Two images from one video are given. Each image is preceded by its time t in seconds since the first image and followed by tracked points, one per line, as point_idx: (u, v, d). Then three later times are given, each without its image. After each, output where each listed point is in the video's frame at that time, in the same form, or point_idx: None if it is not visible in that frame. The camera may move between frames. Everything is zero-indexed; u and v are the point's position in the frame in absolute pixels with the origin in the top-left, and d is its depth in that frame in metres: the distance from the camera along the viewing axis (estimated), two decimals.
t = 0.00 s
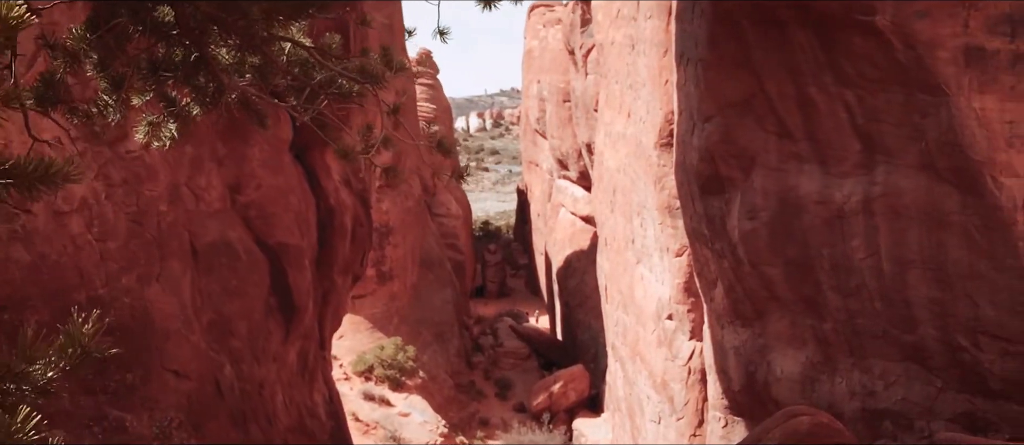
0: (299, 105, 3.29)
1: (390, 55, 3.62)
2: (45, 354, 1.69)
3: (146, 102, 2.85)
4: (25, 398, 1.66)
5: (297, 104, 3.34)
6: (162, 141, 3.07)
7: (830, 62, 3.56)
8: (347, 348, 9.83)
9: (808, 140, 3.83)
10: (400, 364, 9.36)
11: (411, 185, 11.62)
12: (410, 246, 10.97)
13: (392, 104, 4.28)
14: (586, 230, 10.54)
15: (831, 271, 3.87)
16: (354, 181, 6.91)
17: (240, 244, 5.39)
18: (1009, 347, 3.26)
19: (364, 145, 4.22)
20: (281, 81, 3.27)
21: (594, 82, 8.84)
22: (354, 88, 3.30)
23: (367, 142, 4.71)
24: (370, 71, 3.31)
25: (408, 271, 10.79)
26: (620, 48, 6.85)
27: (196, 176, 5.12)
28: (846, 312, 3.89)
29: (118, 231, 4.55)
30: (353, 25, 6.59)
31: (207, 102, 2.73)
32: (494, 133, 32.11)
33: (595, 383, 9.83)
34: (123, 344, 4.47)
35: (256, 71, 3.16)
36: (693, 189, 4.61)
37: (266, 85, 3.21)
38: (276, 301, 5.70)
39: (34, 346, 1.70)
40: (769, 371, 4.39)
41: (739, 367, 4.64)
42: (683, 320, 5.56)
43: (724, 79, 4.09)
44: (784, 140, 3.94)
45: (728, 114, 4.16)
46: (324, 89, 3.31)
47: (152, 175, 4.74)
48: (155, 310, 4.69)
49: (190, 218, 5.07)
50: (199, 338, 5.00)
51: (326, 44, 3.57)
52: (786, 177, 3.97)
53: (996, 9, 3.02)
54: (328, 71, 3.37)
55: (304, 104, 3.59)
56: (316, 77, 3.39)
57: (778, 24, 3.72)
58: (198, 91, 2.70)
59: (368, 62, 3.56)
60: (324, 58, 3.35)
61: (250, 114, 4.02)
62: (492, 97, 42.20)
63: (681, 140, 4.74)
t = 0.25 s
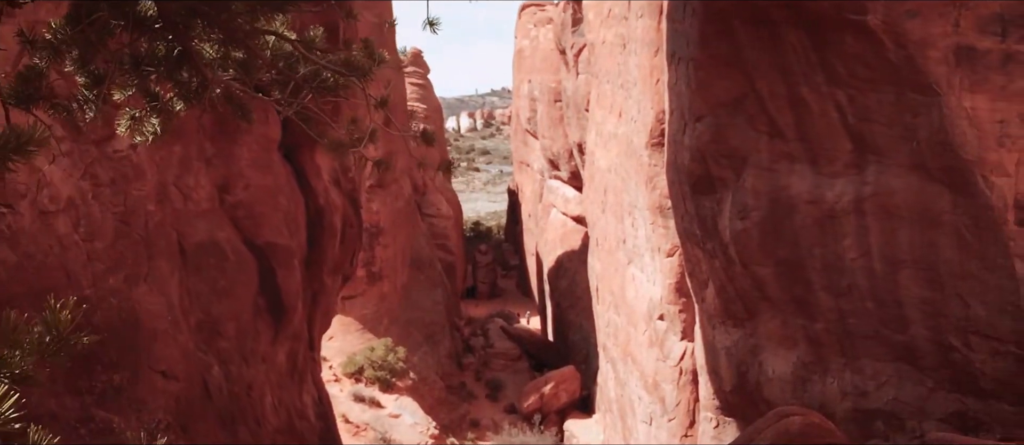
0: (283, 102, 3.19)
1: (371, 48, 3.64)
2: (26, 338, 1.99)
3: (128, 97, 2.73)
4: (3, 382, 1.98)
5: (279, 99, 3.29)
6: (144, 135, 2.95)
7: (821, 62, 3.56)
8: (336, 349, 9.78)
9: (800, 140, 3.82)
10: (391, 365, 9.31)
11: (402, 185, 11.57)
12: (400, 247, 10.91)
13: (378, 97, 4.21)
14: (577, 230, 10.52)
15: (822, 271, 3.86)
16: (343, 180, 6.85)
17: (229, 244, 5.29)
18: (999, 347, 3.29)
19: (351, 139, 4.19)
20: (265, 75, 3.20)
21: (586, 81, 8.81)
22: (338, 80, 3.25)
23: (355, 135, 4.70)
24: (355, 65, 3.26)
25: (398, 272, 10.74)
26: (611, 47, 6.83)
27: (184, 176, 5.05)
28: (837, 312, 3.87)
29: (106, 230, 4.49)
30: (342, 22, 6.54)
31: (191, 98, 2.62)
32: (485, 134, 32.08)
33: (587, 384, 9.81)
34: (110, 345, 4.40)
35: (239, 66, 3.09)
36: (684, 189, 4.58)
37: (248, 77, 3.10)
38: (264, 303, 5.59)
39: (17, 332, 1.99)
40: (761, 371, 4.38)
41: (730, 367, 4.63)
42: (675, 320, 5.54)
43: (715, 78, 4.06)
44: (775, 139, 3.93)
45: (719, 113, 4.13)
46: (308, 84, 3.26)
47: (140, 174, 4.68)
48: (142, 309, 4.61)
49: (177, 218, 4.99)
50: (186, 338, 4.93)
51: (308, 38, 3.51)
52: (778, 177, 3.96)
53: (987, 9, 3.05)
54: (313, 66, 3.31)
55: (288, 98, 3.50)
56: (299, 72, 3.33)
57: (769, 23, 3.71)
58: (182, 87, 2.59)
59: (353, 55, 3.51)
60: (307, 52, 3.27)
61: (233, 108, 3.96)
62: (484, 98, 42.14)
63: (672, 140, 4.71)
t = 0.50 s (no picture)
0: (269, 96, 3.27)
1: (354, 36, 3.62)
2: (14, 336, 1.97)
3: (112, 91, 2.69)
4: None
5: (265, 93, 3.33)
6: (128, 129, 2.96)
7: (815, 60, 3.54)
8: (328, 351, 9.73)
9: (794, 139, 3.80)
10: (384, 366, 9.27)
11: (395, 184, 11.54)
12: (393, 247, 10.87)
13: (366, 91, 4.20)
14: (571, 230, 10.50)
15: (817, 271, 3.84)
16: (335, 180, 6.81)
17: (220, 244, 5.18)
18: (994, 347, 3.28)
19: (338, 132, 4.21)
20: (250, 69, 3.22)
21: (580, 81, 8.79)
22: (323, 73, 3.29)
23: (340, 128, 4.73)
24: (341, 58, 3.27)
25: (392, 273, 10.69)
26: (604, 47, 6.82)
27: (174, 175, 4.92)
28: (832, 312, 3.86)
29: (95, 230, 4.34)
30: (334, 20, 6.50)
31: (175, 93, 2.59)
32: (479, 134, 32.06)
33: (581, 385, 9.78)
34: (100, 348, 4.25)
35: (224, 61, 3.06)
36: (678, 188, 4.55)
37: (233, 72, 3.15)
38: (257, 304, 5.48)
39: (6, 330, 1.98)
40: (755, 371, 4.37)
41: (724, 368, 4.61)
42: (669, 320, 5.52)
43: (709, 77, 4.05)
44: (769, 139, 3.91)
45: (713, 112, 4.12)
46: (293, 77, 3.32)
47: (130, 174, 4.54)
48: (133, 310, 4.45)
49: (168, 218, 4.87)
50: (178, 339, 4.77)
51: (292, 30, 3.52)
52: (772, 176, 3.95)
53: (981, 7, 3.11)
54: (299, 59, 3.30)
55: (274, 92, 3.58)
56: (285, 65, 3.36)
57: (762, 22, 3.69)
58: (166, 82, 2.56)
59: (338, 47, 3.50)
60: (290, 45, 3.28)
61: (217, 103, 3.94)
62: (477, 98, 42.10)
63: (666, 140, 4.69)
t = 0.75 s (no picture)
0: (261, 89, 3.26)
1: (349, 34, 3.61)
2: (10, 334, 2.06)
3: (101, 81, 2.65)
4: None
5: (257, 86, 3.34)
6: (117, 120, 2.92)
7: (814, 59, 3.52)
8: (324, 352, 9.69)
9: (793, 138, 3.78)
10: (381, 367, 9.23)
11: (392, 184, 11.51)
12: (390, 247, 10.84)
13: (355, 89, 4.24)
14: (569, 230, 10.48)
15: (816, 270, 3.82)
16: (331, 179, 6.77)
17: (216, 244, 5.17)
18: (994, 346, 3.26)
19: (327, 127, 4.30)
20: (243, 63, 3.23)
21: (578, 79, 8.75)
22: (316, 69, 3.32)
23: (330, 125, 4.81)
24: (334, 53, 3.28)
25: (389, 273, 10.66)
26: (603, 45, 6.78)
27: (170, 175, 4.89)
28: (831, 312, 3.84)
29: (90, 229, 4.27)
30: (330, 19, 6.46)
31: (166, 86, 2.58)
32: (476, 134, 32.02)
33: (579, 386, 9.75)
34: (95, 348, 4.20)
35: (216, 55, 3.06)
36: (676, 188, 4.54)
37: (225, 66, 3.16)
38: (253, 304, 5.48)
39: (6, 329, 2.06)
40: (755, 371, 4.35)
41: (723, 368, 4.59)
42: (668, 320, 5.50)
43: (707, 76, 4.03)
44: (769, 137, 3.89)
45: (711, 111, 4.11)
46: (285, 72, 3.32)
47: (125, 173, 4.46)
48: (128, 310, 4.41)
49: (163, 218, 4.82)
50: (173, 339, 4.75)
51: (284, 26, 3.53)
52: (770, 175, 3.93)
53: (981, 5, 3.09)
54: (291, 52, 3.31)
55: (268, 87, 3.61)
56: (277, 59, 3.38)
57: (760, 20, 3.66)
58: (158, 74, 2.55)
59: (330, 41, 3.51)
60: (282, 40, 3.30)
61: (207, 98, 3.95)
62: (475, 99, 42.07)
63: (665, 138, 4.67)
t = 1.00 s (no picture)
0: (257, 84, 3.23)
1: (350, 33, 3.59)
2: None
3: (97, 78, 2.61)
4: None
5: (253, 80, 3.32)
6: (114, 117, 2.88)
7: (815, 58, 3.49)
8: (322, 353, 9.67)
9: (793, 137, 3.75)
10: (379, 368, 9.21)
11: (390, 184, 11.49)
12: (389, 247, 10.80)
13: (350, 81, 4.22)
14: (569, 229, 10.46)
15: (816, 270, 3.80)
16: (329, 178, 6.70)
17: (213, 243, 5.05)
18: (994, 346, 3.26)
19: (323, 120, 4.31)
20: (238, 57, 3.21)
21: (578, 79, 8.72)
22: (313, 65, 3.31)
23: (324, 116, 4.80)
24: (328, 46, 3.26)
25: (387, 273, 10.64)
26: (603, 44, 6.75)
27: (167, 172, 4.82)
28: (831, 312, 3.82)
29: (87, 228, 4.24)
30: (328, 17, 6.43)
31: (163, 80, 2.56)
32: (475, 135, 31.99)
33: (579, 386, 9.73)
34: (91, 348, 4.18)
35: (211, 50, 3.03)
36: (676, 188, 4.52)
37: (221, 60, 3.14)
38: (251, 304, 5.39)
39: None
40: (755, 372, 4.33)
41: (723, 368, 4.57)
42: (668, 320, 5.48)
43: (706, 74, 4.00)
44: (769, 137, 3.86)
45: (711, 110, 4.08)
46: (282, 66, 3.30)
47: (122, 172, 4.43)
48: (124, 311, 4.38)
49: (160, 216, 4.73)
50: (169, 339, 4.68)
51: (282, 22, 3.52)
52: (770, 174, 3.91)
53: (982, 3, 3.08)
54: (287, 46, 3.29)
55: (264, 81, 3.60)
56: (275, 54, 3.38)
57: (760, 19, 3.62)
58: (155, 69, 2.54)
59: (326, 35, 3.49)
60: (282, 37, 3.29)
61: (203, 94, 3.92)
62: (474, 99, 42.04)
63: (665, 137, 4.66)
